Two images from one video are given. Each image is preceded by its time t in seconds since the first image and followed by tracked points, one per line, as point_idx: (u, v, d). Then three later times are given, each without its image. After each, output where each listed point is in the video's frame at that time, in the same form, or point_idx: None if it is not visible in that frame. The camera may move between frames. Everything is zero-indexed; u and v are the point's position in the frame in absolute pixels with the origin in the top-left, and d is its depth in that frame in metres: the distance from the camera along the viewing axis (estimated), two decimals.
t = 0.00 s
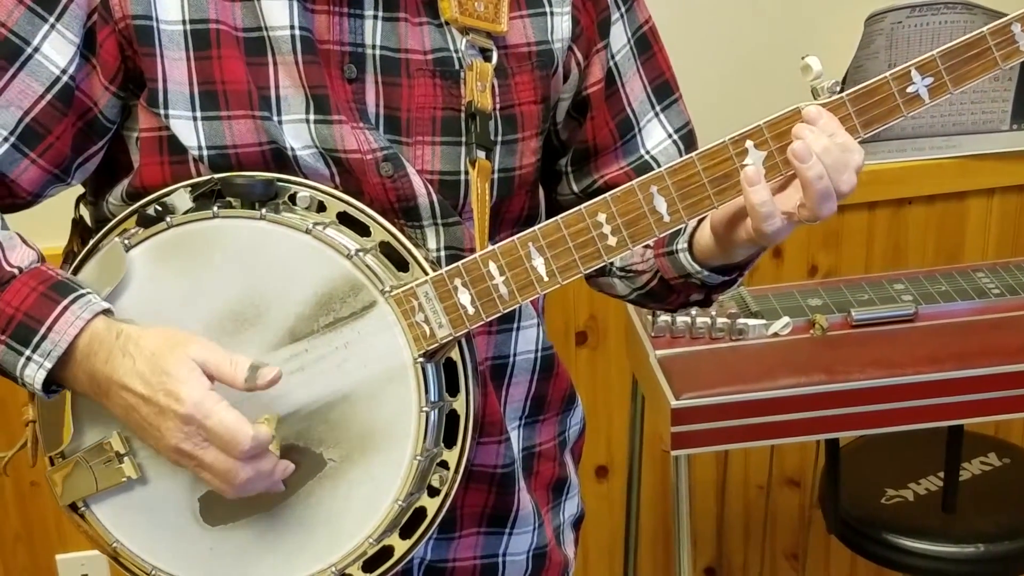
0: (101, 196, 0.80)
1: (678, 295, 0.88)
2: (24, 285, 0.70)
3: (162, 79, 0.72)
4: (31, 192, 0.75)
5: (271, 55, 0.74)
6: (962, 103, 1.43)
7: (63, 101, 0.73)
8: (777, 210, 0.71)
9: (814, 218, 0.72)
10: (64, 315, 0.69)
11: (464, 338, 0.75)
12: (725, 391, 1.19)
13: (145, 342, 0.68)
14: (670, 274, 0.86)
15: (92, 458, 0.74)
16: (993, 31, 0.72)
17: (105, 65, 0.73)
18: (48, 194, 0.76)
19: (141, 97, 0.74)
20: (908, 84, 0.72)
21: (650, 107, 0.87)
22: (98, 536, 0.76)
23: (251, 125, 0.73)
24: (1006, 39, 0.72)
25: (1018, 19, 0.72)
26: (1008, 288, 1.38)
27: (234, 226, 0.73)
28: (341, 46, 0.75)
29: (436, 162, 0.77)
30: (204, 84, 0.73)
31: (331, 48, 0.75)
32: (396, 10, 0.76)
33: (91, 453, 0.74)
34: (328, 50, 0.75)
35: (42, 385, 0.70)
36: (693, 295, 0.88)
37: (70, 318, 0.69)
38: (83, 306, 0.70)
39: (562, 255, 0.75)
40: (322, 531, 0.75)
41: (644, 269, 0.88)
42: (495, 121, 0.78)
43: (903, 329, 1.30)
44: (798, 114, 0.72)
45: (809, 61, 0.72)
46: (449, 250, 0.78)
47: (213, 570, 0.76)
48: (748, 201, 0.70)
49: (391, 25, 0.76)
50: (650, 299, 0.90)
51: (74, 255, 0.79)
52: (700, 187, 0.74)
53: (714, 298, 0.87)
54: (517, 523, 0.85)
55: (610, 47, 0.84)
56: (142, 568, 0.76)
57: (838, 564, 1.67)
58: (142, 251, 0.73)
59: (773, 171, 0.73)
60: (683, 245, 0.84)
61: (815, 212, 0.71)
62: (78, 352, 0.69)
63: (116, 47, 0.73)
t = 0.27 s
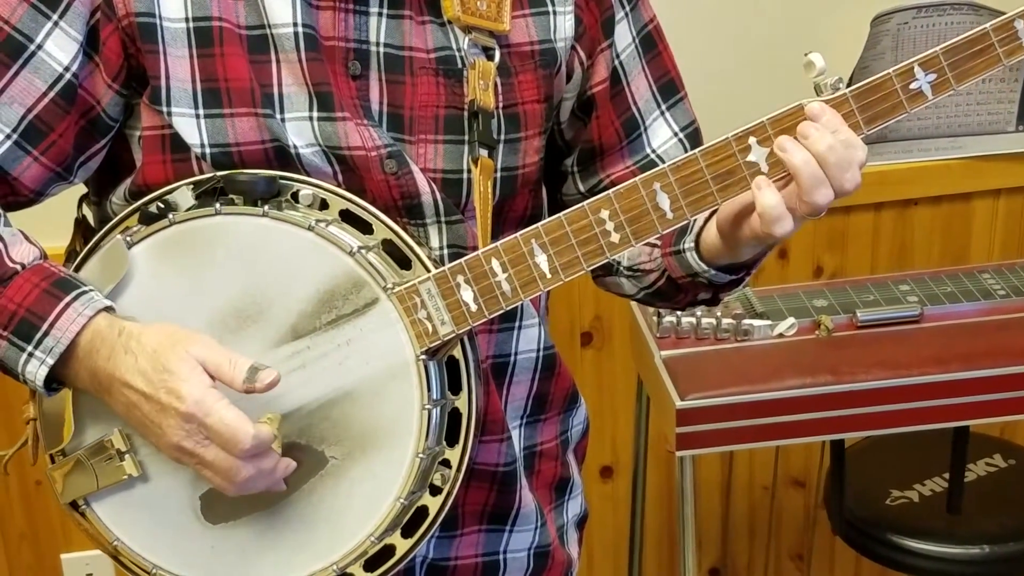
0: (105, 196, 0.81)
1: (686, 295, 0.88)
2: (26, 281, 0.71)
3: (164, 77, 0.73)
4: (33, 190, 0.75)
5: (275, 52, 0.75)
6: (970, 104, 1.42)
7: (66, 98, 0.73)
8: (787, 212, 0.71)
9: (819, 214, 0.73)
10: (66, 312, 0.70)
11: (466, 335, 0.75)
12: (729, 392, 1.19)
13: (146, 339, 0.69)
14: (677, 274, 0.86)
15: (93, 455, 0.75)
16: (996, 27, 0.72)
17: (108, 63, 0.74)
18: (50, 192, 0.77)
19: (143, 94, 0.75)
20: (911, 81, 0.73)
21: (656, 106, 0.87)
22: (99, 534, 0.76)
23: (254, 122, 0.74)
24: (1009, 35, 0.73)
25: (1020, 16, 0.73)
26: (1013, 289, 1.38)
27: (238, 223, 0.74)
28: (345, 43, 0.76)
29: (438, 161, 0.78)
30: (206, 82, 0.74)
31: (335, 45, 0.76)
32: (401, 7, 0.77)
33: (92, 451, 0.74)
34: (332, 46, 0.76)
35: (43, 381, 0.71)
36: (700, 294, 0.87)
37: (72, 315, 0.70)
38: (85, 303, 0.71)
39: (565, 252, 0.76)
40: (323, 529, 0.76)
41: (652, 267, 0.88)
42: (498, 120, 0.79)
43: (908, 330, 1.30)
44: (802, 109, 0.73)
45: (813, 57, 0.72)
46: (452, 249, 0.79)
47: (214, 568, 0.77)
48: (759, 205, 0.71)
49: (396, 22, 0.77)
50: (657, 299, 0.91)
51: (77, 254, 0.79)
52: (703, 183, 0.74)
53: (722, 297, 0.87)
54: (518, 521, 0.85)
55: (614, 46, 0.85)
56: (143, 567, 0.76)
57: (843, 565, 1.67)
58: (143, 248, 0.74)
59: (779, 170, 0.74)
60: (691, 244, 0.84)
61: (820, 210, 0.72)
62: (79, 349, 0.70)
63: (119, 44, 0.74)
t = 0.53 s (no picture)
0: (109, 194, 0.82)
1: (693, 299, 0.87)
2: (34, 276, 0.71)
3: (168, 74, 0.73)
4: (38, 187, 0.76)
5: (279, 50, 0.75)
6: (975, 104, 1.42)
7: (71, 95, 0.74)
8: (798, 213, 0.71)
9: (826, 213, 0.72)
10: (75, 307, 0.70)
11: (468, 334, 0.76)
12: (734, 393, 1.19)
13: (158, 335, 0.70)
14: (685, 280, 0.86)
15: (94, 452, 0.75)
16: (1000, 30, 0.72)
17: (113, 60, 0.74)
18: (54, 189, 0.77)
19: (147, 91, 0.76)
20: (914, 83, 0.73)
21: (658, 108, 0.87)
22: (100, 531, 0.77)
23: (258, 120, 0.74)
24: (1013, 38, 0.72)
25: None
26: (1018, 290, 1.38)
27: (242, 221, 0.74)
28: (349, 41, 0.76)
29: (441, 160, 0.78)
30: (210, 79, 0.74)
31: (339, 43, 0.76)
32: (404, 7, 0.77)
33: (93, 448, 0.75)
34: (336, 45, 0.76)
35: (51, 376, 0.71)
36: (708, 298, 0.87)
37: (81, 309, 0.70)
38: (93, 298, 0.71)
39: (567, 252, 0.76)
40: (324, 527, 0.76)
41: (658, 273, 0.88)
42: (501, 120, 0.79)
43: (913, 330, 1.29)
44: (803, 111, 0.73)
45: (816, 59, 0.72)
46: (454, 248, 0.79)
47: (216, 565, 0.77)
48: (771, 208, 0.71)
49: (399, 21, 0.77)
50: (663, 303, 0.91)
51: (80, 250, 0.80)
52: (706, 184, 0.74)
53: (729, 301, 0.87)
54: (519, 520, 0.86)
55: (617, 47, 0.85)
56: (143, 564, 0.77)
57: (846, 566, 1.67)
58: (147, 245, 0.74)
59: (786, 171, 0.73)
60: (699, 250, 0.84)
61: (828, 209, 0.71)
62: (88, 344, 0.71)
63: (124, 41, 0.74)
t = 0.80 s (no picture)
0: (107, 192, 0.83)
1: (691, 302, 0.88)
2: (34, 272, 0.72)
3: (169, 72, 0.74)
4: (37, 184, 0.76)
5: (279, 50, 0.76)
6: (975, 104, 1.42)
7: (72, 93, 0.74)
8: (793, 213, 0.71)
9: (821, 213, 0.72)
10: (74, 303, 0.71)
11: (466, 333, 0.76)
12: (733, 393, 1.19)
13: (157, 332, 0.70)
14: (683, 283, 0.86)
15: (91, 450, 0.75)
16: (997, 33, 0.71)
17: (114, 58, 0.75)
18: (54, 187, 0.78)
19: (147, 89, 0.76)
20: (911, 85, 0.72)
21: (655, 112, 0.88)
22: (97, 529, 0.77)
23: (257, 119, 0.75)
24: (1010, 40, 0.72)
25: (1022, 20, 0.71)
26: (1018, 290, 1.38)
27: (241, 221, 0.75)
28: (350, 41, 0.77)
29: (440, 160, 0.79)
30: (210, 78, 0.75)
31: (340, 43, 0.77)
32: (405, 7, 0.78)
33: (90, 446, 0.75)
34: (337, 45, 0.77)
35: (49, 373, 0.72)
36: (705, 302, 0.88)
37: (81, 305, 0.71)
38: (93, 295, 0.72)
39: (565, 252, 0.76)
40: (321, 525, 0.77)
41: (655, 277, 0.88)
42: (500, 121, 0.79)
43: (913, 331, 1.30)
44: (802, 112, 0.73)
45: (813, 61, 0.72)
46: (453, 248, 0.79)
47: (212, 563, 0.77)
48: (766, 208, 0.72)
49: (400, 22, 0.78)
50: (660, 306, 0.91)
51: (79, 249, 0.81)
52: (704, 185, 0.75)
53: (727, 304, 0.87)
54: (517, 519, 0.86)
55: (615, 50, 0.86)
56: (140, 562, 0.77)
57: (847, 566, 1.67)
58: (146, 243, 0.75)
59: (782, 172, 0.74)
60: (697, 253, 0.84)
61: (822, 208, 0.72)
62: (87, 340, 0.71)
63: (124, 40, 0.75)
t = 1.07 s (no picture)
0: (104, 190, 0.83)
1: (691, 304, 0.88)
2: (31, 269, 0.72)
3: (166, 70, 0.74)
4: (34, 182, 0.76)
5: (275, 48, 0.76)
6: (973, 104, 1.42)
7: (69, 91, 0.75)
8: (788, 211, 0.71)
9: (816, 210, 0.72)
10: (72, 301, 0.71)
11: (462, 332, 0.76)
12: (732, 392, 1.19)
13: (156, 329, 0.70)
14: (683, 286, 0.86)
15: (87, 448, 0.75)
16: (993, 33, 0.72)
17: (112, 56, 0.75)
18: (51, 186, 0.78)
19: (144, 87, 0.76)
20: (908, 85, 0.72)
21: (652, 112, 0.88)
22: (94, 527, 0.77)
23: (254, 117, 0.75)
24: (1006, 41, 0.72)
25: (1018, 21, 0.72)
26: (1017, 289, 1.38)
27: (238, 219, 0.75)
28: (346, 39, 0.77)
29: (436, 159, 0.79)
30: (207, 76, 0.75)
31: (336, 41, 0.77)
32: (402, 6, 0.78)
33: (86, 444, 0.75)
34: (333, 43, 0.77)
35: (47, 370, 0.72)
36: (705, 304, 0.87)
37: (78, 303, 0.71)
38: (90, 292, 0.72)
39: (562, 250, 0.76)
40: (317, 524, 0.77)
41: (655, 280, 0.88)
42: (497, 120, 0.79)
43: (912, 330, 1.30)
44: (798, 112, 0.73)
45: (810, 61, 0.72)
46: (450, 246, 0.79)
47: (208, 561, 0.78)
48: (761, 206, 0.72)
49: (396, 21, 0.78)
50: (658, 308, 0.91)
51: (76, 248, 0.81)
52: (701, 184, 0.75)
53: (727, 306, 0.87)
54: (514, 518, 0.86)
55: (612, 50, 0.86)
56: (137, 560, 0.77)
57: (846, 566, 1.67)
58: (143, 241, 0.75)
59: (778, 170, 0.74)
60: (698, 256, 0.83)
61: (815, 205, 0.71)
62: (85, 338, 0.71)
63: (122, 38, 0.75)
